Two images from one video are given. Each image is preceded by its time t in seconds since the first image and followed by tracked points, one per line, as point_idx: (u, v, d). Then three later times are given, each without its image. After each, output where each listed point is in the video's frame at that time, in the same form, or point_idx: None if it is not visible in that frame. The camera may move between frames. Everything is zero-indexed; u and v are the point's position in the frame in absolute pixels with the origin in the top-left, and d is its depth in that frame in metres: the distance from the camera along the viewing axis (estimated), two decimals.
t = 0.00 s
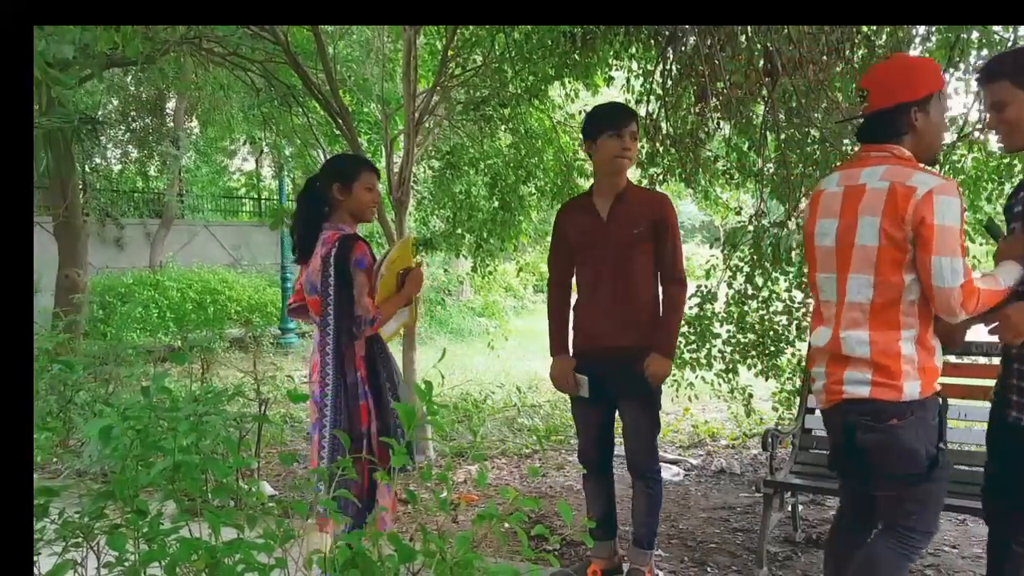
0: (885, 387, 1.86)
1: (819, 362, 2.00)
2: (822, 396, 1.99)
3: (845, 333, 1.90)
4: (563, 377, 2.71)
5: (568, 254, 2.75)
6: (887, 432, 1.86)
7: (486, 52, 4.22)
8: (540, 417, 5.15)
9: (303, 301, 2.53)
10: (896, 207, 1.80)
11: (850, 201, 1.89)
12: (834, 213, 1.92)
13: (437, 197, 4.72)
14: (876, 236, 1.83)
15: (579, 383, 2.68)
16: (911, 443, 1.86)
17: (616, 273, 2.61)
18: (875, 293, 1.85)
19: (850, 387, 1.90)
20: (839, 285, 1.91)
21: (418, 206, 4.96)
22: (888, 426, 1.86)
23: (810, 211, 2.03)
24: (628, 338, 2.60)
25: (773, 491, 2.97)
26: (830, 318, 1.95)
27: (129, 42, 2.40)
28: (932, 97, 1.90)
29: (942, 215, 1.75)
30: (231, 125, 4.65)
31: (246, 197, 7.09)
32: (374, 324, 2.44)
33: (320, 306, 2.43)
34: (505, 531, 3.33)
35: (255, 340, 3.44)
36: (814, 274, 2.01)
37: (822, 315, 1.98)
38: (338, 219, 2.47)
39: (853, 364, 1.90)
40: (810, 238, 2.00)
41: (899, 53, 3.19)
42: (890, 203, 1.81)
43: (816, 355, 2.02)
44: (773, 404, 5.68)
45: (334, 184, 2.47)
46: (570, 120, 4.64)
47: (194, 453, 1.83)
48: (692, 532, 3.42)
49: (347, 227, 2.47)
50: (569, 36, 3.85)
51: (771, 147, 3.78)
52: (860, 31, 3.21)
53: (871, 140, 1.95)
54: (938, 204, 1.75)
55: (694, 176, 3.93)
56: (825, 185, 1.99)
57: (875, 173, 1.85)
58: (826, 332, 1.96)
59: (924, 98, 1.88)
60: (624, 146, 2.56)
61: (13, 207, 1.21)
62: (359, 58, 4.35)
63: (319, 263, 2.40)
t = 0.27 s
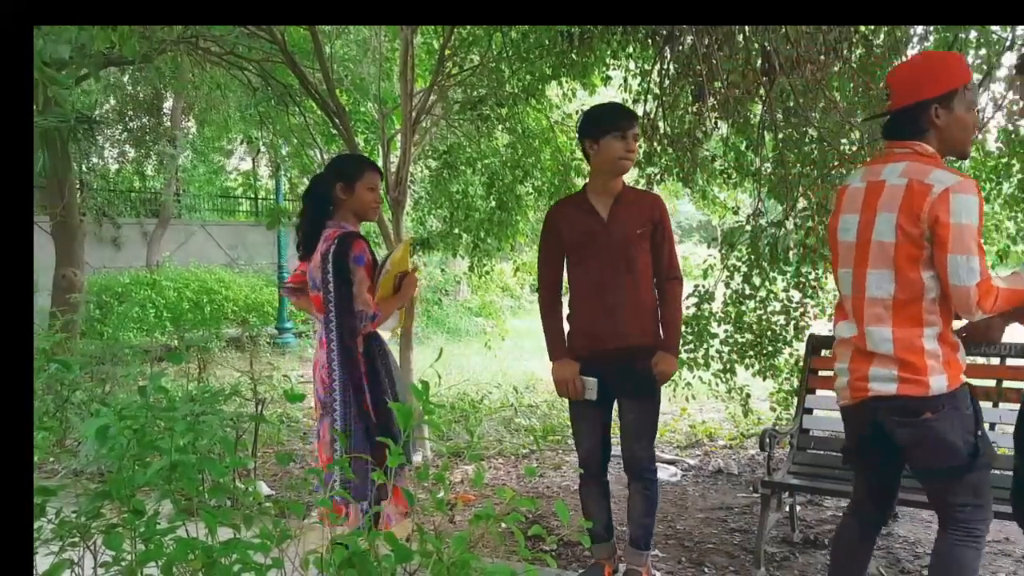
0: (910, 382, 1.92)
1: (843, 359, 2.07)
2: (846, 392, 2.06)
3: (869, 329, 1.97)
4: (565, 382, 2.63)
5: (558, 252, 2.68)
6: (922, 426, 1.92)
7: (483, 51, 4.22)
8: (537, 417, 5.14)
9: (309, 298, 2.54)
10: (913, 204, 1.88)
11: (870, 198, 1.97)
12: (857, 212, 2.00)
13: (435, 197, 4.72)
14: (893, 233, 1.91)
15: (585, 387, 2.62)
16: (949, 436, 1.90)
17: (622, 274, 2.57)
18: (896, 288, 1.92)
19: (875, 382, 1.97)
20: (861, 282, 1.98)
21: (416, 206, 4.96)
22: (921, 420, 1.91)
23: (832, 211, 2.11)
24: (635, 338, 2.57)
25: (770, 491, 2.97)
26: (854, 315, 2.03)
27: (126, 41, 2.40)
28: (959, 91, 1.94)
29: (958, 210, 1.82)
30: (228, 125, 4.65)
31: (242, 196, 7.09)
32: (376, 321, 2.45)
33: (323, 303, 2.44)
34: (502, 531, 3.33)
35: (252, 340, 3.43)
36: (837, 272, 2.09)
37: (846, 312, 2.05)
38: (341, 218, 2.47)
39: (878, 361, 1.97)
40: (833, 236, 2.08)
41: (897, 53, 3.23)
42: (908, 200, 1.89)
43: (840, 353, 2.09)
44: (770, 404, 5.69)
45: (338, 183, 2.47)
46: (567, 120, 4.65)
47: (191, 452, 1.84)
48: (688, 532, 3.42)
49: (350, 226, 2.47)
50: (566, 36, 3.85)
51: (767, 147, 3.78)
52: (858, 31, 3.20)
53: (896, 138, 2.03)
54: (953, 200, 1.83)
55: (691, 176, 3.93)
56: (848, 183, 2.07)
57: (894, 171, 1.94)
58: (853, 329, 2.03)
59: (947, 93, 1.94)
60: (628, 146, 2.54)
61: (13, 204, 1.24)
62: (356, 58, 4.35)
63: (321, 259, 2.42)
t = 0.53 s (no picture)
0: (960, 385, 1.94)
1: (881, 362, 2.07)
2: (886, 395, 2.06)
3: (921, 330, 1.98)
4: (575, 386, 2.63)
5: (556, 253, 2.65)
6: (965, 431, 1.95)
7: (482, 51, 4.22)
8: (537, 417, 5.14)
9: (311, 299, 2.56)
10: (971, 202, 1.90)
11: (919, 197, 1.98)
12: (903, 212, 2.01)
13: (434, 197, 4.72)
14: (948, 231, 1.93)
15: (596, 388, 2.61)
16: (986, 442, 1.95)
17: (620, 274, 2.58)
18: (949, 289, 1.94)
19: (923, 385, 1.97)
20: (909, 284, 1.99)
21: (415, 207, 4.95)
22: (963, 425, 1.95)
23: (866, 211, 2.11)
24: (638, 335, 2.59)
25: (769, 491, 2.96)
26: (899, 316, 2.03)
27: (125, 41, 2.40)
28: (995, 88, 1.99)
29: (1013, 210, 1.86)
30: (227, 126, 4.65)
31: (241, 197, 7.09)
32: (370, 323, 2.42)
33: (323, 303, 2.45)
34: (502, 531, 3.33)
35: (251, 341, 3.44)
36: (874, 274, 2.09)
37: (887, 313, 2.06)
38: (341, 218, 2.47)
39: (926, 364, 1.97)
40: (873, 235, 2.07)
41: (897, 52, 3.23)
42: (963, 199, 1.91)
43: (877, 355, 2.08)
44: (769, 404, 5.68)
45: (339, 183, 2.46)
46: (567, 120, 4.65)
47: (190, 452, 1.83)
48: (688, 532, 3.42)
49: (349, 227, 2.48)
50: (565, 36, 3.85)
51: (766, 147, 3.78)
52: (857, 31, 3.21)
53: (934, 134, 2.05)
54: (1011, 199, 1.86)
55: (690, 176, 3.93)
56: (886, 180, 2.07)
57: (946, 167, 1.96)
58: (896, 331, 2.03)
59: (987, 89, 1.98)
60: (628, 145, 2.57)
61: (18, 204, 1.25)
62: (355, 58, 4.36)
63: (321, 260, 2.44)
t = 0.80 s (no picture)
0: (991, 389, 1.89)
1: (905, 365, 2.01)
2: (909, 399, 2.00)
3: (952, 333, 1.92)
4: (598, 384, 2.55)
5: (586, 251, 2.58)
6: (992, 435, 1.90)
7: (482, 52, 4.23)
8: (536, 417, 5.14)
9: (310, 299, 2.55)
10: (1006, 201, 1.86)
11: (948, 196, 1.92)
12: (931, 211, 1.94)
13: (433, 197, 4.72)
14: (984, 230, 1.87)
15: (619, 387, 2.54)
16: (1012, 448, 1.91)
17: (653, 275, 2.55)
18: (984, 290, 1.88)
19: (953, 389, 1.91)
20: (939, 284, 1.93)
21: (414, 207, 4.95)
22: (992, 429, 1.90)
23: (886, 210, 2.04)
24: (668, 337, 2.58)
25: (769, 491, 2.96)
26: (927, 318, 1.96)
27: (125, 40, 2.40)
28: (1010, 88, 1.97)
29: None
30: (225, 126, 4.64)
31: (240, 197, 7.09)
32: (366, 323, 2.39)
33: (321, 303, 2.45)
34: (501, 531, 3.34)
35: (250, 340, 3.43)
36: (897, 275, 2.02)
37: (913, 316, 1.99)
38: (336, 219, 2.47)
39: (956, 367, 1.91)
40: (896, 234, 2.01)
41: (896, 52, 3.24)
42: (998, 198, 1.86)
43: (900, 358, 2.02)
44: (767, 404, 5.69)
45: (337, 184, 2.46)
46: (566, 120, 4.64)
47: (189, 452, 1.83)
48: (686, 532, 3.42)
49: (347, 228, 2.47)
50: (565, 37, 3.86)
51: (765, 147, 3.78)
52: (856, 31, 3.22)
53: (954, 133, 2.00)
54: None
55: (689, 177, 3.94)
56: (907, 179, 2.01)
57: (976, 165, 1.90)
58: (922, 333, 1.97)
59: (1004, 89, 1.96)
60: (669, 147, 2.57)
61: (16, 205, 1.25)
62: (354, 58, 4.36)
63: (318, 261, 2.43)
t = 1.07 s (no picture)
0: (997, 386, 1.88)
1: (910, 363, 1.99)
2: (914, 398, 1.98)
3: (960, 330, 1.90)
4: (677, 378, 2.39)
5: (659, 239, 2.47)
6: (996, 432, 1.89)
7: (481, 51, 4.23)
8: (536, 417, 5.14)
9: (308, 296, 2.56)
10: (1012, 197, 1.86)
11: (954, 194, 1.92)
12: (939, 208, 1.94)
13: (432, 197, 4.72)
14: (994, 227, 1.87)
15: (697, 382, 2.41)
16: (1016, 445, 1.90)
17: (721, 273, 2.50)
18: (992, 287, 1.88)
19: (960, 386, 1.90)
20: (946, 282, 1.92)
21: (414, 206, 4.95)
22: (996, 427, 1.89)
23: (891, 208, 2.04)
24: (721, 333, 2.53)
25: (768, 491, 2.95)
26: (933, 316, 1.96)
27: (123, 40, 2.39)
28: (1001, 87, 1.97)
29: None
30: (225, 126, 4.64)
31: (239, 196, 7.10)
32: (372, 319, 2.42)
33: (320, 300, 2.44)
34: (500, 531, 3.34)
35: (249, 341, 3.43)
36: (902, 273, 2.01)
37: (919, 314, 1.98)
38: (334, 218, 2.47)
39: (962, 364, 1.90)
40: (901, 233, 2.00)
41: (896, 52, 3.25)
42: (1006, 194, 1.86)
43: (904, 356, 2.00)
44: (766, 404, 5.69)
45: (337, 183, 2.46)
46: (566, 120, 4.64)
47: (188, 453, 1.83)
48: (686, 532, 3.42)
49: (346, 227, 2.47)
50: (564, 37, 3.85)
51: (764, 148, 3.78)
52: (855, 31, 3.23)
53: (952, 134, 2.01)
54: None
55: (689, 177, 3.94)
56: (910, 178, 2.01)
57: (982, 163, 1.90)
58: (928, 331, 1.96)
59: (993, 90, 1.97)
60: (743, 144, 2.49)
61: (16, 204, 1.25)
62: (354, 58, 4.36)
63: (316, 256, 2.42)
